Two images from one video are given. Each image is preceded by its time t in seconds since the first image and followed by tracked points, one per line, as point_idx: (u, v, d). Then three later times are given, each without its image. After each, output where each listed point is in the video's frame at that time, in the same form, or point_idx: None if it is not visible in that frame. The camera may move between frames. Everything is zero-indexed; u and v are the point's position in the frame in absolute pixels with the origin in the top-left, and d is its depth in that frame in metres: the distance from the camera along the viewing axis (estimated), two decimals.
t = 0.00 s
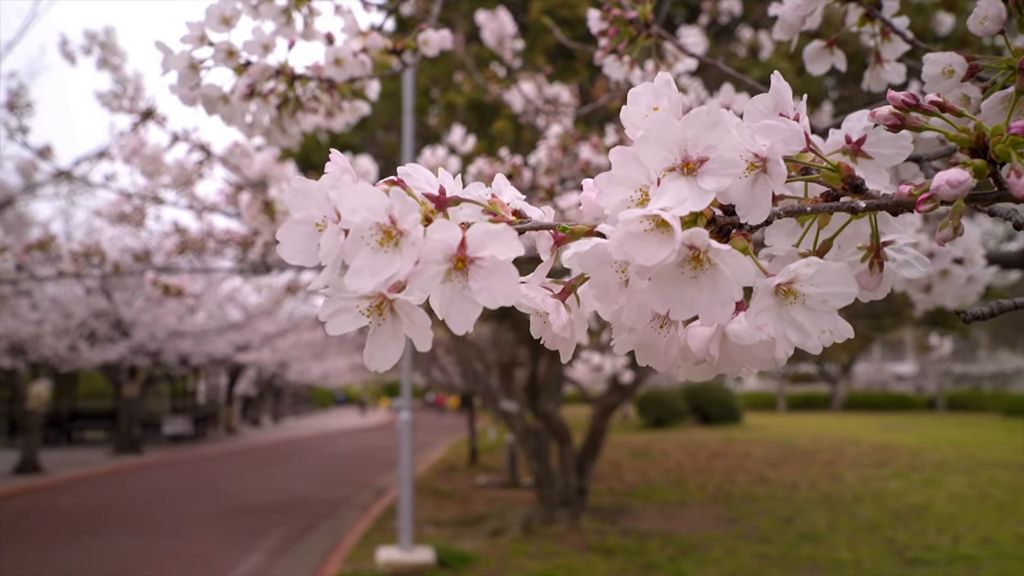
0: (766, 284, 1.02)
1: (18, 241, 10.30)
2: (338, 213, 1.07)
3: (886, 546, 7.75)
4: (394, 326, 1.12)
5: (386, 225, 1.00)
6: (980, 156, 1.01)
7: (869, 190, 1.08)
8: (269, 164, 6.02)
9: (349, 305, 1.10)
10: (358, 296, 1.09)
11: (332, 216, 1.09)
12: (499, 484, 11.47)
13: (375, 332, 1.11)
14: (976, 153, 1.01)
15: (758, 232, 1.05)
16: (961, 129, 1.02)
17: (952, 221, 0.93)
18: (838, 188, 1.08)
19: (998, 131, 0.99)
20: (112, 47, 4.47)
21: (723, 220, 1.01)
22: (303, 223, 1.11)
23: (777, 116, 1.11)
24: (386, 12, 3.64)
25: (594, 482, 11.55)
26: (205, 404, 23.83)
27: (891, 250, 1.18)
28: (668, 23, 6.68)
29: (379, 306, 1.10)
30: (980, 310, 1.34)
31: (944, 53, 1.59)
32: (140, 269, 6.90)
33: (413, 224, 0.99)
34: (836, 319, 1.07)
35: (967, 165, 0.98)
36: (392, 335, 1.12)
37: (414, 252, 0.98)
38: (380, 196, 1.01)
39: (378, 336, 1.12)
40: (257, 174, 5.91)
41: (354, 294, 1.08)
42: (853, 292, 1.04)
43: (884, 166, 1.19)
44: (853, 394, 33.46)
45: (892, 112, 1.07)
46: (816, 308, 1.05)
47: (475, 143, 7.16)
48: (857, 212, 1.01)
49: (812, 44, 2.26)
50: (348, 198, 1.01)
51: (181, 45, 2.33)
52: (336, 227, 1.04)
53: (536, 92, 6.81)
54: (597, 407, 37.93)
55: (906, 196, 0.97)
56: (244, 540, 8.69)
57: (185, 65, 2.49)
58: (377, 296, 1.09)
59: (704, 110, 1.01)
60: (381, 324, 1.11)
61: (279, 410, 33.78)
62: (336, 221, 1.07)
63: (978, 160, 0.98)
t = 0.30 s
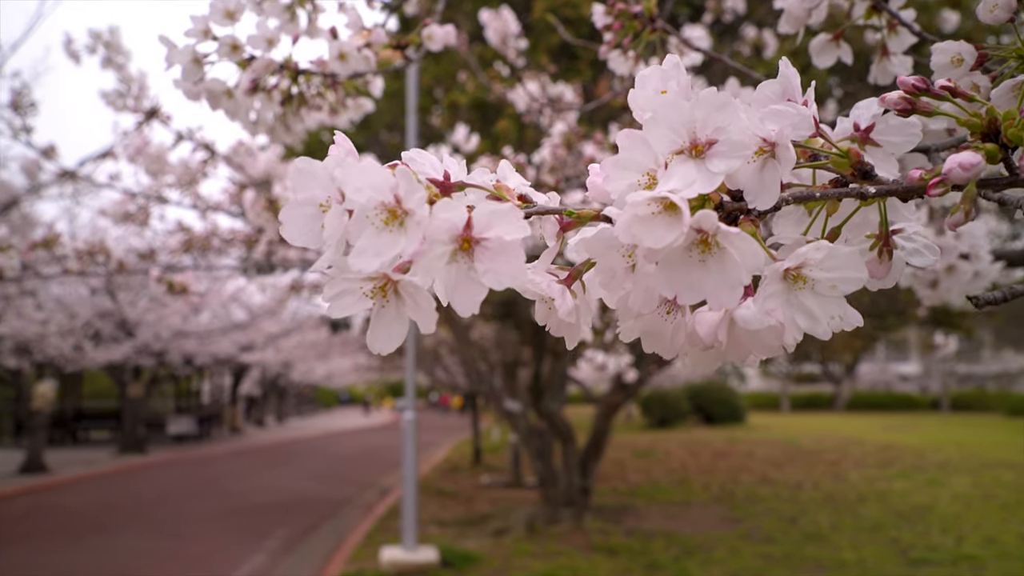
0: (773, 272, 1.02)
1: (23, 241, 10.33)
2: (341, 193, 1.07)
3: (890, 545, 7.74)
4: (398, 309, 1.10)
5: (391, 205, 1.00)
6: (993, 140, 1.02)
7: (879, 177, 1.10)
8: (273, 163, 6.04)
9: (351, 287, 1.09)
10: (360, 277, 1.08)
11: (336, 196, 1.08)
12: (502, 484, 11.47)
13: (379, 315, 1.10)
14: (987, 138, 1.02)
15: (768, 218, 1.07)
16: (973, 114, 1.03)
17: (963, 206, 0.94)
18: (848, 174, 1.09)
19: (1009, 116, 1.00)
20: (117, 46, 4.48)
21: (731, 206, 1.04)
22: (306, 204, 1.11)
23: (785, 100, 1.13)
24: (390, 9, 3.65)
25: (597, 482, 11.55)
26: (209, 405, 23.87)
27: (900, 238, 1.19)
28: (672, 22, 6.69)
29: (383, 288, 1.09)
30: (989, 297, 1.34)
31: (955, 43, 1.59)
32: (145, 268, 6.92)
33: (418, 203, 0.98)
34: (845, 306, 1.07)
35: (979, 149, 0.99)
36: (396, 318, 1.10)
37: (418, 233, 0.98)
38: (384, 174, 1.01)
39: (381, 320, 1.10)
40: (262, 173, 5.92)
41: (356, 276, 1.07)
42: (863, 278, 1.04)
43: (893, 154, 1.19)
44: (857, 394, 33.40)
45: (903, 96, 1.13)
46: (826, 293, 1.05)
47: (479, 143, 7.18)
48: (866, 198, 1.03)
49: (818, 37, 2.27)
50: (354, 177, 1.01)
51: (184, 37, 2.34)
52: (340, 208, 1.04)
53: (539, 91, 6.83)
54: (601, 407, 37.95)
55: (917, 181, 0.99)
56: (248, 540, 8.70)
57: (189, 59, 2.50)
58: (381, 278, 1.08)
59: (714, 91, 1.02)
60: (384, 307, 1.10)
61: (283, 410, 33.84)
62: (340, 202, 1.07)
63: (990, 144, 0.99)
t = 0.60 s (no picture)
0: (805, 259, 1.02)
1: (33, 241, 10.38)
2: (368, 177, 1.08)
3: (901, 546, 7.70)
4: (425, 295, 1.11)
5: (418, 189, 1.01)
6: None
7: (907, 164, 1.09)
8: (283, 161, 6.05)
9: (379, 274, 1.10)
10: (387, 263, 1.09)
11: (362, 181, 1.09)
12: (510, 484, 11.45)
13: (406, 301, 1.12)
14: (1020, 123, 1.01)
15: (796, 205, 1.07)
16: (1003, 100, 1.02)
17: (997, 189, 0.94)
18: (876, 161, 1.08)
19: None
20: (128, 44, 4.49)
21: (758, 192, 1.03)
22: (332, 190, 1.12)
23: (811, 87, 1.11)
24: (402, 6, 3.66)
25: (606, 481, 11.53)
26: (218, 404, 23.93)
27: (928, 227, 1.18)
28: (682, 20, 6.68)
29: (410, 274, 1.10)
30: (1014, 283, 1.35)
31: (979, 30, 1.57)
32: (155, 266, 6.94)
33: (446, 187, 0.99)
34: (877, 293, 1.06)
35: (1013, 133, 0.98)
36: (423, 304, 1.12)
37: (447, 217, 1.00)
38: (412, 158, 1.02)
39: (408, 306, 1.12)
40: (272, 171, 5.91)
41: (384, 263, 1.09)
42: (896, 264, 1.04)
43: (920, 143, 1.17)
44: (866, 394, 33.28)
45: (933, 82, 1.14)
46: (857, 280, 1.05)
47: (488, 141, 7.18)
48: (896, 184, 1.02)
49: (837, 28, 2.26)
50: (382, 161, 1.02)
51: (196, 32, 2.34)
52: (366, 193, 1.05)
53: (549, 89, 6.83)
54: (608, 407, 37.91)
55: (949, 166, 0.98)
56: (256, 539, 8.70)
57: (203, 54, 2.50)
58: (408, 263, 1.09)
59: (743, 75, 1.02)
60: (411, 293, 1.12)
61: (291, 410, 33.89)
62: (366, 187, 1.08)
63: None
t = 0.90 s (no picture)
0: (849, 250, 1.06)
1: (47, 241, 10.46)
2: (410, 167, 1.10)
3: (914, 546, 7.68)
4: (469, 284, 1.14)
5: (462, 177, 1.02)
6: None
7: (948, 154, 1.13)
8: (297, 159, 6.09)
9: (423, 263, 1.13)
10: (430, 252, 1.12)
11: (404, 171, 1.11)
12: (520, 484, 11.47)
13: (450, 290, 1.14)
14: None
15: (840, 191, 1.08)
16: None
17: None
18: (918, 148, 1.13)
19: None
20: (144, 42, 4.53)
21: (800, 181, 1.04)
22: (373, 179, 1.14)
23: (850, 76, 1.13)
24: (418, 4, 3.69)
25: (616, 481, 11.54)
26: (228, 404, 24.04)
27: (969, 216, 1.20)
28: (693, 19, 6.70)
29: (452, 263, 1.12)
30: None
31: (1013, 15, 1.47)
32: (169, 265, 6.99)
33: (491, 175, 1.01)
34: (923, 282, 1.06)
35: None
36: (467, 293, 1.15)
37: (492, 205, 1.02)
38: (456, 146, 1.03)
39: (451, 295, 1.15)
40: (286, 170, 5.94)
41: (427, 252, 1.10)
42: (942, 250, 1.06)
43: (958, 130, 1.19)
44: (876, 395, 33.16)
45: (978, 67, 1.20)
46: (904, 267, 1.05)
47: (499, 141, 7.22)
48: (940, 170, 1.07)
49: (864, 20, 2.31)
50: (426, 150, 1.04)
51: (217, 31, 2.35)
52: (409, 183, 1.06)
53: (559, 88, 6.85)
54: (618, 408, 37.90)
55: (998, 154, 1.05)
56: (267, 538, 8.72)
57: (226, 51, 2.51)
58: (451, 253, 1.11)
59: (787, 61, 1.04)
60: (454, 283, 1.14)
61: (302, 409, 34.00)
62: (408, 176, 1.10)
63: None
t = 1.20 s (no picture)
0: (904, 242, 1.05)
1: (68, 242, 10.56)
2: (462, 154, 1.11)
3: (934, 548, 7.62)
4: (521, 271, 1.16)
5: (517, 163, 1.03)
6: None
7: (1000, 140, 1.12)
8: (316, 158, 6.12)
9: (474, 251, 1.15)
10: (483, 239, 1.14)
11: (456, 158, 1.12)
12: (537, 484, 11.46)
13: (502, 277, 1.16)
14: None
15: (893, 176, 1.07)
16: None
17: None
18: (969, 136, 1.12)
19: None
20: (169, 44, 4.57)
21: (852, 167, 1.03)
22: (425, 168, 1.16)
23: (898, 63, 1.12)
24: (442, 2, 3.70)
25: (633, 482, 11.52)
26: (246, 404, 24.19)
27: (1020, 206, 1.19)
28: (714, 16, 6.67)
29: (504, 250, 1.14)
30: None
31: None
32: (191, 265, 7.04)
33: (548, 160, 1.03)
34: (980, 268, 1.06)
35: None
36: (519, 281, 1.16)
37: (548, 192, 1.02)
38: (510, 133, 1.04)
39: (503, 282, 1.16)
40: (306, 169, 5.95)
41: (478, 239, 1.13)
42: (999, 237, 1.04)
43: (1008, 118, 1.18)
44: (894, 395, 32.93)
45: None
46: (960, 254, 1.05)
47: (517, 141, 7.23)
48: (994, 157, 1.07)
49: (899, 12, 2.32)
50: (480, 135, 1.04)
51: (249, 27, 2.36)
52: (462, 170, 1.07)
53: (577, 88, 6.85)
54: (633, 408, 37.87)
55: None
56: (286, 537, 8.77)
57: (256, 48, 2.53)
58: (504, 240, 1.13)
59: (843, 46, 1.03)
60: (506, 271, 1.16)
61: (319, 408, 34.18)
62: (460, 163, 1.11)
63: None
